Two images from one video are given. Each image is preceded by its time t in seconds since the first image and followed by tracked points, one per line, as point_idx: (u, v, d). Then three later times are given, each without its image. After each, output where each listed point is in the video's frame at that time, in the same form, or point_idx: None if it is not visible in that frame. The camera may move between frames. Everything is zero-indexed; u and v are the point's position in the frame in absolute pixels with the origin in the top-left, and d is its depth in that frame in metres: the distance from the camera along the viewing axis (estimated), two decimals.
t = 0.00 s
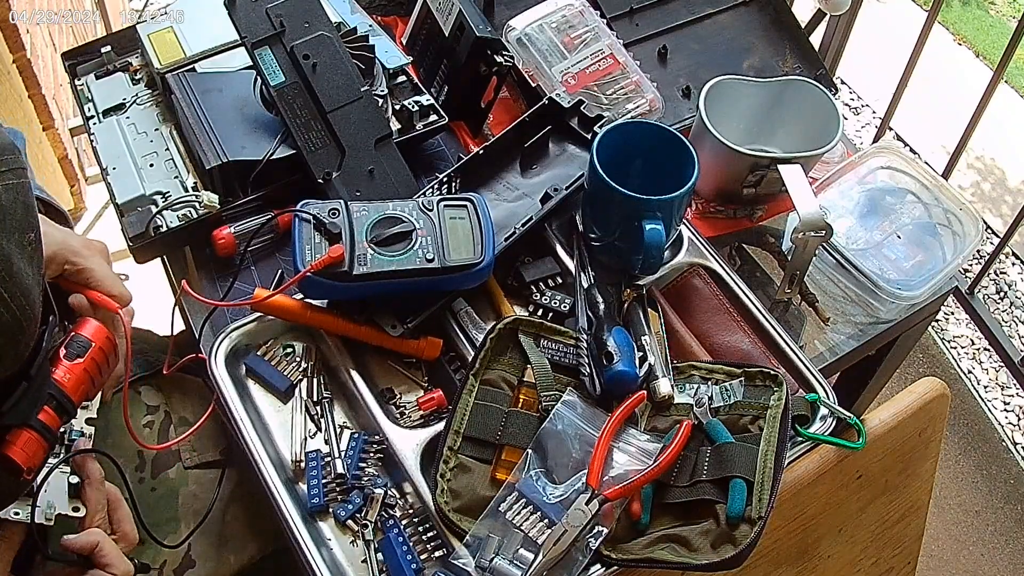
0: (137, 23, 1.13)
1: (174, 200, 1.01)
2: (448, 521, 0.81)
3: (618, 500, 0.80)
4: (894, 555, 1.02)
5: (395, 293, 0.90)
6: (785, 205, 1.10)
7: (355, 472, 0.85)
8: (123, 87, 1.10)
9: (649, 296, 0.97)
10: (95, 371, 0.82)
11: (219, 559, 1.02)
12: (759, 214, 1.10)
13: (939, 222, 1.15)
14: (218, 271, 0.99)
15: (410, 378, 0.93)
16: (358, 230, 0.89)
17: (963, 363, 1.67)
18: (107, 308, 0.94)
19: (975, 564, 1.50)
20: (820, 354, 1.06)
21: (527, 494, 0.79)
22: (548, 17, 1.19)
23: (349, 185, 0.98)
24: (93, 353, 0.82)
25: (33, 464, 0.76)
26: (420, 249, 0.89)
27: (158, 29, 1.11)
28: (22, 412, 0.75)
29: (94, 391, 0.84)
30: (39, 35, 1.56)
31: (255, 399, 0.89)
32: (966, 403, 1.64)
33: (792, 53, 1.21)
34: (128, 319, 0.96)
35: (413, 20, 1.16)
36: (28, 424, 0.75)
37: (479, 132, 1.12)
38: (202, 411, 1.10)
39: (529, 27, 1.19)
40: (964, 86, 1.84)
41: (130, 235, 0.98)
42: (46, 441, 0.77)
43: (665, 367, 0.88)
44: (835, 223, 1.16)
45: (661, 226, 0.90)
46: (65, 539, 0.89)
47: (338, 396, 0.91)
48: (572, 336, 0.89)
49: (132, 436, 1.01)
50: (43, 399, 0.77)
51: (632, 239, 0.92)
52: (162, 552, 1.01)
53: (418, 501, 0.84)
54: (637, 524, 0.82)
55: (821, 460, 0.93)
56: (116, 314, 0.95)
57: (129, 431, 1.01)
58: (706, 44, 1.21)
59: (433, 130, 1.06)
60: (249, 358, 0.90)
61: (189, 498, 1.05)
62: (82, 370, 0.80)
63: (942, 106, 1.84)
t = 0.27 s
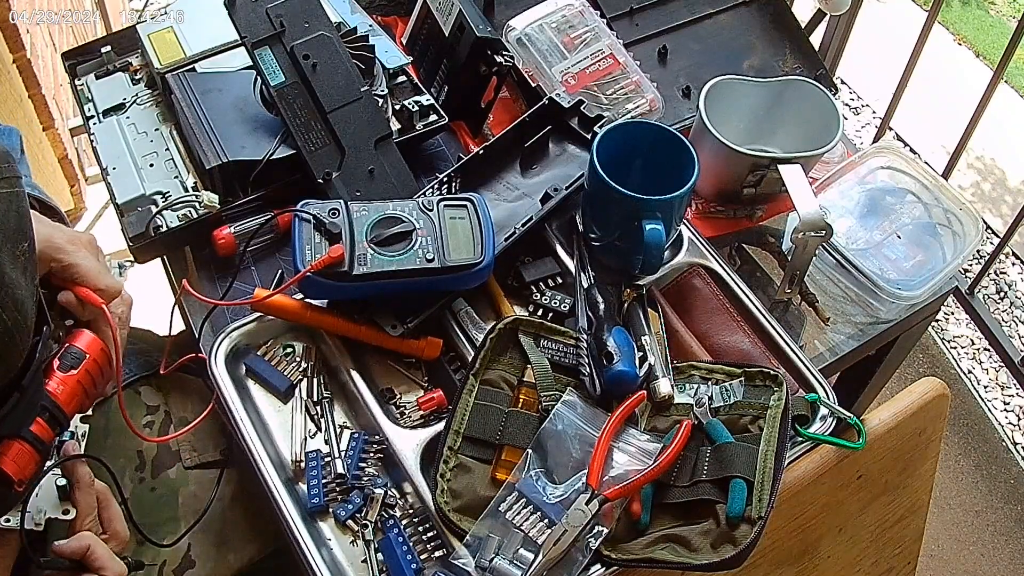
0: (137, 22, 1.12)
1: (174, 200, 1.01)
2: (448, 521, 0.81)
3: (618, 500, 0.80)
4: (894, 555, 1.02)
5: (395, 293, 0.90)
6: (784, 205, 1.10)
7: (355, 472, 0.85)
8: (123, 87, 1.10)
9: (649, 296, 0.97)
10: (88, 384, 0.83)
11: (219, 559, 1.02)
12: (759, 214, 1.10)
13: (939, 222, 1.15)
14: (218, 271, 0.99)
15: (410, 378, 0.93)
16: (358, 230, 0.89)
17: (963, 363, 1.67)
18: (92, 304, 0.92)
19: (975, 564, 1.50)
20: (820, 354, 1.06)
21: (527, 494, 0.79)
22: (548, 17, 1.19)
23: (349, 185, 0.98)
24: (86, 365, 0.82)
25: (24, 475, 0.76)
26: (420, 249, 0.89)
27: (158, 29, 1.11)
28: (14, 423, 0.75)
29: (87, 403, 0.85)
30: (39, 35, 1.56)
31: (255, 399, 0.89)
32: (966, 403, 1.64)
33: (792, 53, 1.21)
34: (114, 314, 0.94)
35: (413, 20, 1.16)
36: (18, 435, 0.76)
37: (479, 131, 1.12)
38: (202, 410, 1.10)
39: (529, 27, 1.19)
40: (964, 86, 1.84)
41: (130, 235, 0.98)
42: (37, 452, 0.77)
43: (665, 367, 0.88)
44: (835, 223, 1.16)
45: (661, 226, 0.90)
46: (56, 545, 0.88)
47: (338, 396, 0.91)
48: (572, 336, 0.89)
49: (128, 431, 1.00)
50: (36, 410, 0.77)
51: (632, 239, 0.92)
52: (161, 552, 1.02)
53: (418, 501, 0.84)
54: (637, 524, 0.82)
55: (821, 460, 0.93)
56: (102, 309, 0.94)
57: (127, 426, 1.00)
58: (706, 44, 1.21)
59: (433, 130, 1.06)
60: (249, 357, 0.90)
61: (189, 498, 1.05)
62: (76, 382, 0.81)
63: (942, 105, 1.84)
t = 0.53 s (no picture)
0: (137, 22, 1.12)
1: (174, 200, 1.01)
2: (448, 521, 0.81)
3: (618, 500, 0.80)
4: (895, 555, 1.02)
5: (395, 293, 0.90)
6: (785, 205, 1.10)
7: (355, 472, 0.85)
8: (123, 87, 1.10)
9: (649, 296, 0.97)
10: (80, 398, 0.82)
11: (219, 559, 1.02)
12: (759, 214, 1.10)
13: (939, 222, 1.15)
14: (218, 271, 0.99)
15: (410, 378, 0.93)
16: (358, 230, 0.89)
17: (963, 363, 1.67)
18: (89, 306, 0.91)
19: (975, 564, 1.50)
20: (820, 354, 1.06)
21: (527, 494, 0.79)
22: (548, 17, 1.19)
23: (349, 185, 0.98)
24: (78, 378, 0.82)
25: (12, 488, 0.75)
26: (420, 249, 0.89)
27: (158, 29, 1.11)
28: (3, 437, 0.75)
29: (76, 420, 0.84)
30: (39, 35, 1.56)
31: (255, 399, 0.89)
32: (966, 403, 1.64)
33: (792, 53, 1.21)
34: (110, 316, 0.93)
35: (413, 20, 1.16)
36: (9, 448, 0.75)
37: (478, 131, 1.12)
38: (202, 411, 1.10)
39: (529, 27, 1.19)
40: (964, 86, 1.84)
41: (130, 235, 0.98)
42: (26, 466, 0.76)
43: (665, 367, 0.88)
44: (835, 223, 1.16)
45: (661, 226, 0.90)
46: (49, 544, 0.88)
47: (338, 396, 0.91)
48: (572, 336, 0.89)
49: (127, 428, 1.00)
50: (26, 422, 0.77)
51: (632, 239, 0.92)
52: (161, 552, 1.02)
53: (418, 501, 0.84)
54: (637, 524, 0.82)
55: (821, 460, 0.93)
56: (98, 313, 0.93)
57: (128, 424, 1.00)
58: (706, 43, 1.21)
59: (433, 130, 1.06)
60: (249, 357, 0.90)
61: (189, 499, 1.05)
62: (67, 394, 0.81)
63: (942, 105, 1.84)
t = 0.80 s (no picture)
0: (137, 22, 1.12)
1: (174, 200, 1.01)
2: (448, 521, 0.81)
3: (618, 500, 0.80)
4: (895, 555, 1.02)
5: (395, 293, 0.90)
6: (784, 205, 1.10)
7: (355, 472, 0.85)
8: (123, 87, 1.10)
9: (649, 296, 0.97)
10: (37, 387, 0.77)
11: (219, 559, 1.02)
12: (759, 214, 1.10)
13: (939, 222, 1.15)
14: (218, 271, 0.99)
15: (410, 378, 0.93)
16: (358, 230, 0.89)
17: (963, 363, 1.67)
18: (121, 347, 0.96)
19: (975, 564, 1.50)
20: (820, 354, 1.05)
21: (527, 494, 0.79)
22: (548, 17, 1.19)
23: (349, 185, 0.98)
24: (32, 366, 0.77)
25: None
26: (420, 249, 0.89)
27: (158, 29, 1.11)
28: None
29: (44, 409, 0.80)
30: (39, 35, 1.57)
31: (255, 399, 0.89)
32: (966, 403, 1.64)
33: (792, 53, 1.21)
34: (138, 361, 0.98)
35: (413, 20, 1.16)
36: None
37: (478, 131, 1.12)
38: (202, 411, 1.10)
39: (529, 27, 1.19)
40: (964, 86, 1.84)
41: (130, 235, 0.98)
42: None
43: (665, 367, 0.88)
44: (835, 223, 1.16)
45: (661, 226, 0.90)
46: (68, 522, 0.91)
47: (338, 396, 0.91)
48: (572, 336, 0.89)
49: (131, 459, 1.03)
50: None
51: (632, 239, 0.92)
52: (162, 552, 1.02)
53: (418, 501, 0.84)
54: (637, 524, 0.82)
55: (821, 460, 0.93)
56: (127, 351, 0.97)
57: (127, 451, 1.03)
58: (706, 43, 1.21)
59: (433, 130, 1.06)
60: (249, 357, 0.90)
61: (189, 499, 1.05)
62: (22, 385, 0.76)
63: (942, 105, 1.84)
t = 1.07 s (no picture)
0: (137, 22, 1.12)
1: (174, 200, 1.01)
2: (448, 521, 0.81)
3: (618, 500, 0.80)
4: (894, 555, 1.02)
5: (395, 293, 0.90)
6: (785, 205, 1.10)
7: (355, 472, 0.85)
8: (123, 87, 1.10)
9: (649, 296, 0.97)
10: None
11: (219, 559, 1.02)
12: (759, 214, 1.10)
13: (939, 222, 1.15)
14: (218, 271, 0.99)
15: (410, 378, 0.93)
16: (358, 230, 0.89)
17: (963, 363, 1.67)
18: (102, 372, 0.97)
19: (975, 564, 1.50)
20: (820, 354, 1.05)
21: (527, 494, 0.79)
22: (548, 17, 1.19)
23: (349, 185, 0.98)
24: None
25: None
26: (420, 249, 0.89)
27: (158, 29, 1.11)
28: None
29: None
30: (38, 35, 1.57)
31: (255, 399, 0.89)
32: (966, 403, 1.64)
33: (792, 53, 1.21)
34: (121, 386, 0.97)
35: (413, 20, 1.16)
36: None
37: (479, 132, 1.12)
38: (202, 411, 1.10)
39: (529, 27, 1.19)
40: (964, 86, 1.84)
41: (130, 235, 0.98)
42: None
43: (665, 367, 0.88)
44: (835, 223, 1.16)
45: (661, 226, 0.90)
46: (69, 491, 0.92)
47: (338, 396, 0.91)
48: (572, 336, 0.89)
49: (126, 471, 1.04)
50: None
51: (632, 239, 0.92)
52: (162, 551, 1.02)
53: (418, 501, 0.84)
54: (638, 524, 0.82)
55: (821, 460, 0.93)
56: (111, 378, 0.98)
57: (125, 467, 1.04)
58: (706, 43, 1.21)
59: (433, 130, 1.06)
60: (249, 358, 0.90)
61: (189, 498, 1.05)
62: None
63: (942, 105, 1.84)
